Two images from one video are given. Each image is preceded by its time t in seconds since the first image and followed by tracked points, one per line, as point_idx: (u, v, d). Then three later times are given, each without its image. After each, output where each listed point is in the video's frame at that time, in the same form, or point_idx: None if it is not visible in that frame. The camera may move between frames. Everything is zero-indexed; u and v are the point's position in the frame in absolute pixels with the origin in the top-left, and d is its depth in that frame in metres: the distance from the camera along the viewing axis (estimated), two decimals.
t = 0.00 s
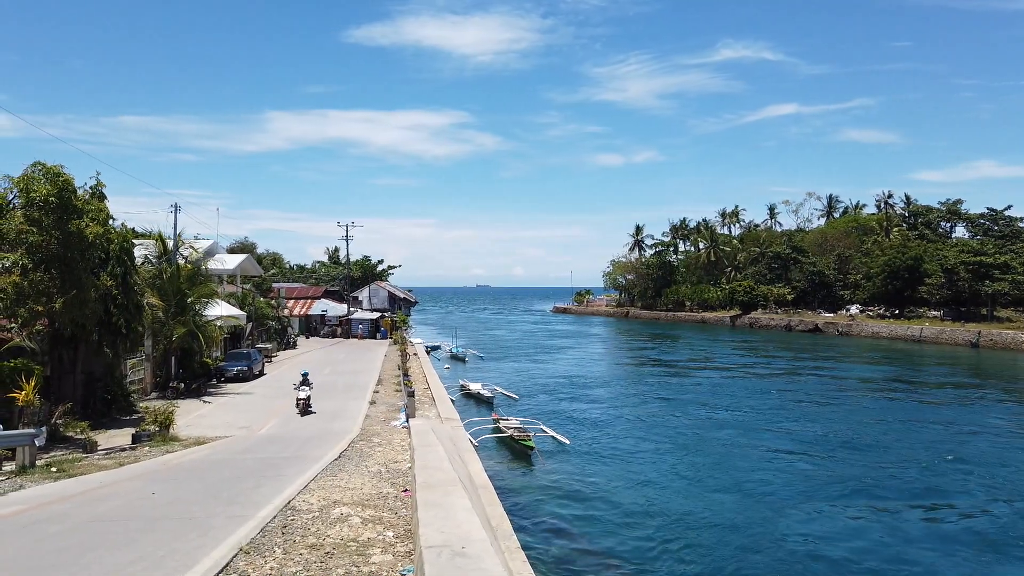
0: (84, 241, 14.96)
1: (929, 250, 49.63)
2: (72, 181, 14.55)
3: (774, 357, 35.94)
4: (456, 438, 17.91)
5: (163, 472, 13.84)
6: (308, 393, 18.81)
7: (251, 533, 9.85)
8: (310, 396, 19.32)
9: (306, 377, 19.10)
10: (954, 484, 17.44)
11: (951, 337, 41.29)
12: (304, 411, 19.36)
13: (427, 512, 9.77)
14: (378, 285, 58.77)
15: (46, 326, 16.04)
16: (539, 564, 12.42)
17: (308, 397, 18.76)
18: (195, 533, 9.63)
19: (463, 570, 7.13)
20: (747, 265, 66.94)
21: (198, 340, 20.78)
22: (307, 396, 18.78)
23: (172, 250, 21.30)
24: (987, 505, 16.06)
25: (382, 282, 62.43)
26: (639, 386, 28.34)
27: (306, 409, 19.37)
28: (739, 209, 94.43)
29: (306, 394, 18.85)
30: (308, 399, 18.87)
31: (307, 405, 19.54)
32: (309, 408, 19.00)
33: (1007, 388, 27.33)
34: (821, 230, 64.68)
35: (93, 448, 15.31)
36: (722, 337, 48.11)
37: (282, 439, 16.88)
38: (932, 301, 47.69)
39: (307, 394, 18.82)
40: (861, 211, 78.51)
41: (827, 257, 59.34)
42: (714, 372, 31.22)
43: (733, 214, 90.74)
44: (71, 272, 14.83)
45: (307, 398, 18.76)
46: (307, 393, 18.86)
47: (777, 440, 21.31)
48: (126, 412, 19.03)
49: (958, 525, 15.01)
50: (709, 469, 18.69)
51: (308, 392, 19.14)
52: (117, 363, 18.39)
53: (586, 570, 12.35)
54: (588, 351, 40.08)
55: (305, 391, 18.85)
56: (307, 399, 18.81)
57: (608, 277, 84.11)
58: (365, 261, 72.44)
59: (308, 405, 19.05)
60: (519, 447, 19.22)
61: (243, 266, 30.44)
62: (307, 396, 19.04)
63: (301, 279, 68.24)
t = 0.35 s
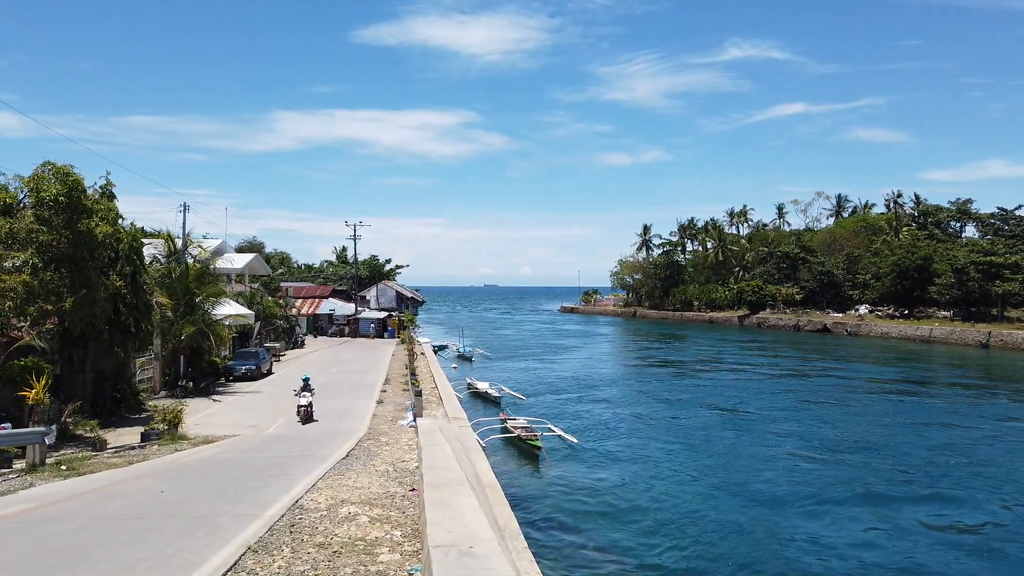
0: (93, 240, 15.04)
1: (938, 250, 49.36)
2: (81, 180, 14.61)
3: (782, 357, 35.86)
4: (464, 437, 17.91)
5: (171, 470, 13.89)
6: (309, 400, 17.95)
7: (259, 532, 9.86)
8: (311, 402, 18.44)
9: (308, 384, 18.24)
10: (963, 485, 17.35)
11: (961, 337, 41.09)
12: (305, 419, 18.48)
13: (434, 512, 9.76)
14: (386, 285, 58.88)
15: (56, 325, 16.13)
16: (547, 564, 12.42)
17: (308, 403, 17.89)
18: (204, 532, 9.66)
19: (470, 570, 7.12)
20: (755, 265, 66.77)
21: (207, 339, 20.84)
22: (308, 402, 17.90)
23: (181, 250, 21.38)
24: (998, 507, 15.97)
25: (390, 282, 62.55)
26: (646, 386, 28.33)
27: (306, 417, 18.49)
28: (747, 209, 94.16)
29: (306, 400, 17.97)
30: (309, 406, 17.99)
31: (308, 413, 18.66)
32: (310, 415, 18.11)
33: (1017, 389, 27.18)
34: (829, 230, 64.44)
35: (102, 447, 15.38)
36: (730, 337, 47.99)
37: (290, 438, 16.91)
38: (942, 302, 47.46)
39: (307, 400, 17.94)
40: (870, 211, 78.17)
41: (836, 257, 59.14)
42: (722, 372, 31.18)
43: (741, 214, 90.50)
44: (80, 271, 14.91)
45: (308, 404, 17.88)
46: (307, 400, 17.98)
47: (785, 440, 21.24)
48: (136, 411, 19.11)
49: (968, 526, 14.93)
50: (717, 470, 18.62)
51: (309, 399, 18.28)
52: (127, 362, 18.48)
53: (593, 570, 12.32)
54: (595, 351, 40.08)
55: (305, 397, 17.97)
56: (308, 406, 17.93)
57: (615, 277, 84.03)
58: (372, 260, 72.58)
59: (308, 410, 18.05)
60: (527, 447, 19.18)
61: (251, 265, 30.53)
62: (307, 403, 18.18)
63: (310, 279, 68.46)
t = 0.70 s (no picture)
0: (103, 240, 15.12)
1: (949, 250, 49.12)
2: (91, 180, 14.68)
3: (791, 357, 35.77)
4: (472, 437, 17.92)
5: (181, 469, 13.96)
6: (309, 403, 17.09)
7: (269, 531, 9.90)
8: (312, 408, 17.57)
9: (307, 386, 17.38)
10: (973, 487, 17.26)
11: (971, 338, 40.87)
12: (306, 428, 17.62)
13: (443, 512, 9.78)
14: (394, 284, 58.95)
15: (67, 324, 16.22)
16: (554, 564, 12.42)
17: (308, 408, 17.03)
18: (215, 531, 9.73)
19: (479, 570, 7.13)
20: (764, 265, 66.55)
21: (217, 338, 20.89)
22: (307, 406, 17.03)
23: (191, 249, 21.44)
24: (1008, 508, 15.88)
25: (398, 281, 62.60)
26: (654, 386, 28.29)
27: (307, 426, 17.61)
28: (755, 209, 93.85)
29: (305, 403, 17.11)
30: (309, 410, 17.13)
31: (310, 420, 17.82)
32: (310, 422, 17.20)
33: None
34: (839, 230, 64.18)
35: (112, 445, 15.45)
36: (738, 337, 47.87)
37: (298, 437, 16.95)
38: (952, 302, 47.22)
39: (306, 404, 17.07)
40: (880, 211, 77.80)
41: (845, 257, 58.90)
42: (730, 373, 31.10)
43: (749, 213, 90.22)
44: (91, 270, 15.00)
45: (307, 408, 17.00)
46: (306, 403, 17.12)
47: (793, 441, 21.19)
48: (145, 409, 19.20)
49: (977, 528, 14.86)
50: (726, 470, 18.57)
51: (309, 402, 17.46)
52: (136, 361, 18.56)
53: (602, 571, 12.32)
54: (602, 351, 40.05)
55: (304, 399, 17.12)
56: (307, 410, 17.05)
57: (623, 276, 83.92)
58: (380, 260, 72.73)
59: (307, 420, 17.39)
60: (534, 448, 19.19)
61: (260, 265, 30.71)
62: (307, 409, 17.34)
63: (318, 279, 68.65)
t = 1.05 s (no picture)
0: (115, 240, 15.20)
1: (960, 249, 48.83)
2: (103, 181, 14.77)
3: (801, 358, 35.64)
4: (480, 437, 17.93)
5: (191, 467, 14.02)
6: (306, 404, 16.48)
7: (279, 530, 9.92)
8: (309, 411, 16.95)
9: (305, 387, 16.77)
10: (985, 488, 17.14)
11: (983, 339, 40.61)
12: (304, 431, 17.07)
13: (452, 511, 9.79)
14: (403, 284, 59.07)
15: (79, 323, 16.32)
16: (563, 564, 12.41)
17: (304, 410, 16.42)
18: (225, 529, 9.77)
19: (489, 569, 7.14)
20: (774, 265, 66.33)
21: (227, 338, 20.97)
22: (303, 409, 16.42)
23: (201, 249, 21.53)
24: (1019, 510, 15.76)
25: (407, 281, 62.73)
26: (663, 386, 28.24)
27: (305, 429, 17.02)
28: (765, 209, 93.53)
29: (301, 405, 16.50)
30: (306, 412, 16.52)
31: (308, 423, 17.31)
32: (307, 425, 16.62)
33: None
34: (849, 230, 63.91)
35: (123, 444, 15.53)
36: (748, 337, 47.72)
37: (307, 436, 16.98)
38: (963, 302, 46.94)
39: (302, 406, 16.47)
40: (891, 211, 77.40)
41: (856, 257, 58.65)
42: (740, 373, 31.01)
43: (759, 213, 89.93)
44: (102, 270, 15.09)
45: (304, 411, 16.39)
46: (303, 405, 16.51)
47: (802, 441, 21.11)
48: (156, 408, 19.31)
49: (987, 529, 14.76)
50: (735, 471, 18.51)
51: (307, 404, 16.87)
52: (147, 360, 18.65)
53: (611, 571, 12.30)
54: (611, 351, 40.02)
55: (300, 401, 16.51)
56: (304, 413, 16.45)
57: (632, 276, 83.82)
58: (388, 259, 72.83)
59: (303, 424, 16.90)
60: (543, 448, 19.17)
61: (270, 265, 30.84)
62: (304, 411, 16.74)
63: (327, 278, 68.85)
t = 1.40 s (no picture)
0: (129, 240, 15.29)
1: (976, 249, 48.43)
2: (117, 181, 14.80)
3: (813, 358, 35.47)
4: (492, 436, 17.94)
5: (204, 466, 14.11)
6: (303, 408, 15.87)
7: (291, 529, 9.96)
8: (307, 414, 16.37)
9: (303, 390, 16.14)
10: (1000, 490, 16.99)
11: (998, 339, 40.25)
12: (300, 436, 16.51)
13: (464, 511, 9.79)
14: (414, 284, 59.18)
15: (93, 322, 16.46)
16: (574, 564, 12.40)
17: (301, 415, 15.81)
18: (238, 527, 9.83)
19: (501, 569, 7.15)
20: (786, 265, 66.04)
21: (239, 337, 21.08)
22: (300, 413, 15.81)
23: (214, 248, 21.61)
24: None
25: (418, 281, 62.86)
26: (674, 386, 28.17)
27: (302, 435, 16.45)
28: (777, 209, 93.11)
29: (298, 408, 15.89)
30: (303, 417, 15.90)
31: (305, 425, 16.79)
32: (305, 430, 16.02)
33: None
34: (862, 229, 63.51)
35: (137, 442, 15.64)
36: (760, 338, 47.51)
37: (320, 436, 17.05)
38: (978, 303, 46.56)
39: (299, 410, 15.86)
40: (905, 211, 76.86)
41: (869, 257, 58.30)
42: (751, 373, 30.89)
43: (771, 213, 89.54)
44: (117, 269, 15.21)
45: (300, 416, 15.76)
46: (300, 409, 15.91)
47: (814, 442, 21.00)
48: (169, 407, 19.42)
49: (1003, 531, 14.62)
50: (747, 471, 18.44)
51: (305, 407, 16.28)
52: (160, 359, 18.78)
53: (621, 570, 12.29)
54: (622, 350, 39.97)
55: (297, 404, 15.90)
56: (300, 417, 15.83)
57: (643, 276, 83.59)
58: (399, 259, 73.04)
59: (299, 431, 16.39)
60: (554, 448, 19.16)
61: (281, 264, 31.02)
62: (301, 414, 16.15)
63: (339, 278, 69.17)
